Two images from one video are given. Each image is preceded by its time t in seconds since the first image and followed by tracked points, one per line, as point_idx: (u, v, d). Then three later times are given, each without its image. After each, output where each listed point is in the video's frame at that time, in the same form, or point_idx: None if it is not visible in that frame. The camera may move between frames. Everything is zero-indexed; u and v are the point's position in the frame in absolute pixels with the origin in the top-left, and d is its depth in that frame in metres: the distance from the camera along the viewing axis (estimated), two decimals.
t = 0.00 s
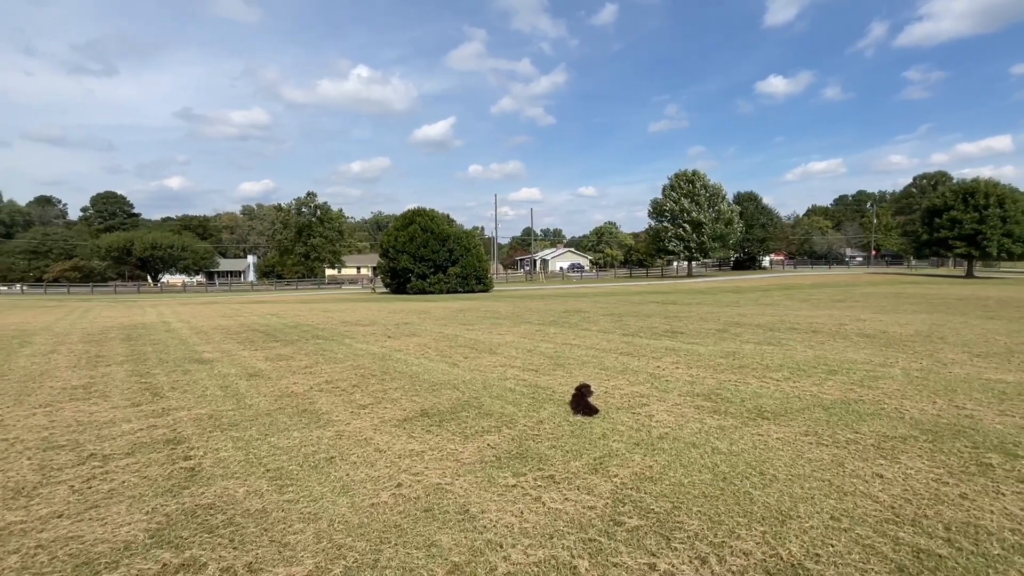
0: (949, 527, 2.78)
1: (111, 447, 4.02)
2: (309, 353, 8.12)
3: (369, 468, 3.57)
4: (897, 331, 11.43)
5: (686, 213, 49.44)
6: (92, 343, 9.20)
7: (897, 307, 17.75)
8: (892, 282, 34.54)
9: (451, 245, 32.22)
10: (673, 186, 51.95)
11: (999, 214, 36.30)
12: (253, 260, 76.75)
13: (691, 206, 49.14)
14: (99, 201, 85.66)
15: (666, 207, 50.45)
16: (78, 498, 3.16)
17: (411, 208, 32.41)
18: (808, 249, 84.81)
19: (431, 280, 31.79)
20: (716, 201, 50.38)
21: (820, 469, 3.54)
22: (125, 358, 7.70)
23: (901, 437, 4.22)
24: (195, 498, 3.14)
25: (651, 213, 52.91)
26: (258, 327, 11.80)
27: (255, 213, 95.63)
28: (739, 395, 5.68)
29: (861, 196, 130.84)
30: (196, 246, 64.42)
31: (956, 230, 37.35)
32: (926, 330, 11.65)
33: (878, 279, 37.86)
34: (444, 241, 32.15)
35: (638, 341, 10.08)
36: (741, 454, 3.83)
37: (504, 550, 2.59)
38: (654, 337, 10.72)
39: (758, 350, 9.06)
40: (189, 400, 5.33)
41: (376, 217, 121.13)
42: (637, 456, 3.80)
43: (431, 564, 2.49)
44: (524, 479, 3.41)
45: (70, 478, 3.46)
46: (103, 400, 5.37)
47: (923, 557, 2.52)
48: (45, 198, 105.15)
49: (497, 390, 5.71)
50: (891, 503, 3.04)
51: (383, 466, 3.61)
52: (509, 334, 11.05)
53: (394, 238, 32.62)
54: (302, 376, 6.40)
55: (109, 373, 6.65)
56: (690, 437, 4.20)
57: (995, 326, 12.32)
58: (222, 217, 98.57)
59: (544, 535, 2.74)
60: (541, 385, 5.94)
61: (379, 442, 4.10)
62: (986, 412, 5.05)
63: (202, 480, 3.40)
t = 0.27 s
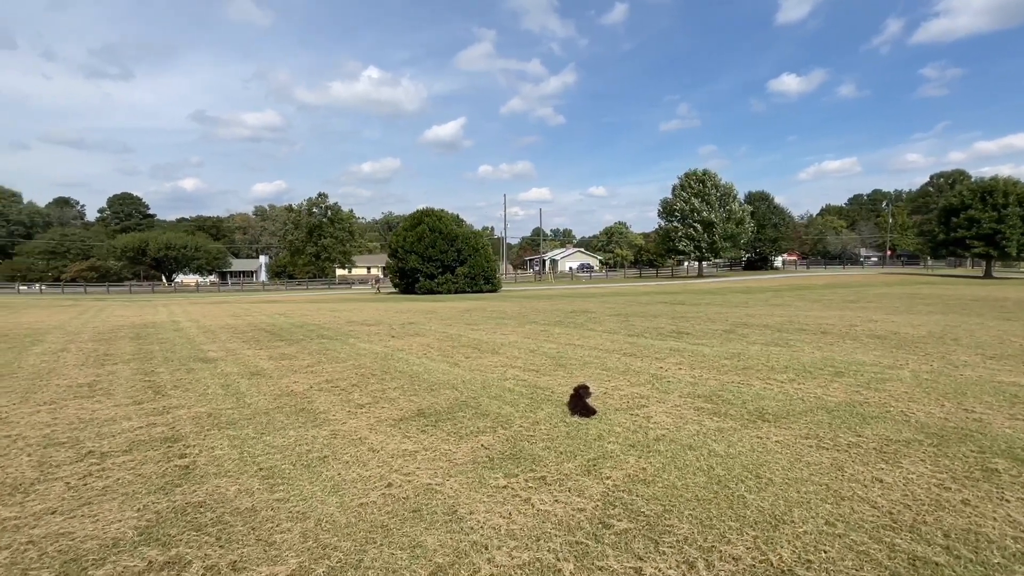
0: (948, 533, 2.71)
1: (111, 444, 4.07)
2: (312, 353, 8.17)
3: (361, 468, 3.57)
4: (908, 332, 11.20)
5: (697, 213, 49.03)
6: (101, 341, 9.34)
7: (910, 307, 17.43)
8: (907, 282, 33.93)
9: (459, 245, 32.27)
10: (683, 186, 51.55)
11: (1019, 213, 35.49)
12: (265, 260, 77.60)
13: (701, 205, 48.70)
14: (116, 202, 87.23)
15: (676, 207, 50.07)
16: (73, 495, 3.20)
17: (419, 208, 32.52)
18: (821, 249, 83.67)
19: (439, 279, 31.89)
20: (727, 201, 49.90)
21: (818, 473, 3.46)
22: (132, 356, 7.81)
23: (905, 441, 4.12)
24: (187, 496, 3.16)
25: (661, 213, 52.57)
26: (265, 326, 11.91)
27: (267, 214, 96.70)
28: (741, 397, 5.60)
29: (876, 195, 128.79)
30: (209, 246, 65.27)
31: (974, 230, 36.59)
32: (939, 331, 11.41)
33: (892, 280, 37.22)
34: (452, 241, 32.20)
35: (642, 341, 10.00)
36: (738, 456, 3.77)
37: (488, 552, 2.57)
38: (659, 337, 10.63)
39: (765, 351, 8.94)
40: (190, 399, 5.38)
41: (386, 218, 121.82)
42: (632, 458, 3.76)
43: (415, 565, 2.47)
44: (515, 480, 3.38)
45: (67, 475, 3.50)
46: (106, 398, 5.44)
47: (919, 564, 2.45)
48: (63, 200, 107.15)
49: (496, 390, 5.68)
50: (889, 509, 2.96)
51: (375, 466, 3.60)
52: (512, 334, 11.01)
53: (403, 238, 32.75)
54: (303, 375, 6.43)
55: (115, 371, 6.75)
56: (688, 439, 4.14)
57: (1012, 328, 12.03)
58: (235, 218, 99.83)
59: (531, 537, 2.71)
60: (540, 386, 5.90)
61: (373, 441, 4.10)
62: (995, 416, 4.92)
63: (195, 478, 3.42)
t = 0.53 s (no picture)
0: (941, 536, 2.66)
1: (115, 439, 4.17)
2: (317, 352, 8.27)
3: (355, 464, 3.61)
4: (922, 333, 10.98)
5: (709, 213, 48.55)
6: (114, 339, 9.57)
7: (926, 308, 17.07)
8: (925, 283, 33.24)
9: (469, 245, 32.37)
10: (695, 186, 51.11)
11: None
12: (279, 260, 78.62)
13: (714, 205, 48.22)
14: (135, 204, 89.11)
15: (688, 207, 49.65)
16: (74, 488, 3.28)
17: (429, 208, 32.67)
18: (837, 249, 82.32)
19: (449, 280, 32.02)
20: (740, 200, 49.35)
21: (813, 475, 3.42)
22: (143, 354, 7.98)
23: (906, 443, 4.05)
24: (183, 489, 3.23)
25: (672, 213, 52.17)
26: (274, 325, 12.08)
27: (281, 214, 97.95)
28: (742, 398, 5.54)
29: (895, 195, 126.35)
30: (225, 246, 66.31)
31: (996, 230, 35.69)
32: (954, 333, 11.15)
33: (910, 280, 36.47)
34: (462, 241, 32.31)
35: (648, 341, 9.94)
36: (733, 457, 3.73)
37: (473, 549, 2.58)
38: (665, 337, 10.55)
39: (772, 352, 8.82)
40: (195, 395, 5.48)
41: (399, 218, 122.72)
42: (625, 458, 3.75)
43: (399, 559, 2.50)
44: (505, 478, 3.39)
45: (71, 468, 3.60)
46: (115, 394, 5.58)
47: (908, 568, 2.41)
48: (84, 202, 109.52)
49: (495, 389, 5.70)
50: (883, 512, 2.91)
51: (369, 463, 3.64)
52: (518, 334, 11.01)
53: (413, 238, 32.94)
54: (306, 373, 6.51)
55: (125, 368, 6.90)
56: (683, 438, 4.12)
57: None
58: (250, 219, 101.30)
59: (516, 535, 2.72)
60: (539, 385, 5.90)
61: (369, 438, 4.14)
62: (1003, 419, 4.81)
63: (193, 473, 3.48)
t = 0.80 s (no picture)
0: (935, 545, 2.61)
1: (120, 436, 4.28)
2: (324, 351, 8.37)
3: (350, 464, 3.65)
4: (939, 336, 10.71)
5: (723, 212, 47.98)
6: (129, 338, 9.80)
7: (945, 310, 16.64)
8: (947, 284, 32.44)
9: (480, 246, 32.45)
10: (709, 185, 50.55)
11: None
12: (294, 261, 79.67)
13: (728, 205, 47.64)
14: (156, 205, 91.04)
15: (702, 207, 49.14)
16: (77, 483, 3.38)
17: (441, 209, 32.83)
18: (856, 249, 80.73)
19: (460, 280, 32.13)
20: (755, 200, 48.67)
21: (808, 479, 3.37)
22: (155, 353, 8.15)
23: (909, 449, 3.97)
24: (181, 486, 3.30)
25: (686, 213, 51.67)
26: (285, 325, 12.25)
27: (297, 215, 99.21)
28: (745, 400, 5.47)
29: (916, 194, 123.41)
30: (242, 247, 67.38)
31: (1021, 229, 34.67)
32: (972, 336, 10.87)
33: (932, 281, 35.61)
34: (473, 242, 32.40)
35: (655, 343, 9.87)
36: (729, 461, 3.69)
37: (457, 549, 2.59)
38: (673, 339, 10.47)
39: (781, 354, 8.69)
40: (201, 394, 5.59)
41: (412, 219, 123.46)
42: (619, 460, 3.74)
43: (384, 559, 2.53)
44: (497, 480, 3.40)
45: (75, 464, 3.69)
46: (124, 391, 5.72)
47: None
48: (107, 203, 112.04)
49: (496, 390, 5.71)
50: (876, 519, 2.87)
51: (363, 462, 3.68)
52: (524, 334, 11.00)
53: (425, 239, 33.11)
54: (311, 373, 6.60)
55: (137, 367, 7.06)
56: (679, 442, 4.08)
57: None
58: (266, 220, 102.79)
59: (502, 536, 2.73)
60: (540, 386, 5.90)
61: (366, 438, 4.18)
62: (1014, 425, 4.67)
63: (192, 470, 3.56)
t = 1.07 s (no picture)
0: (938, 554, 2.52)
1: (127, 432, 4.35)
2: (332, 351, 8.44)
3: (347, 463, 3.66)
4: (959, 338, 10.41)
5: (739, 212, 47.34)
6: (144, 336, 10.00)
7: (968, 312, 16.18)
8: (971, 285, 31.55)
9: (492, 246, 32.49)
10: (724, 184, 49.93)
11: None
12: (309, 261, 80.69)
13: (744, 204, 46.96)
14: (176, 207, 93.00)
15: (717, 206, 48.55)
16: (81, 478, 3.44)
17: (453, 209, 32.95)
18: (877, 249, 78.98)
19: (472, 280, 32.20)
20: (772, 199, 47.93)
21: (810, 484, 3.29)
22: (168, 351, 8.31)
23: (918, 454, 3.85)
24: (180, 483, 3.34)
25: (701, 213, 51.10)
26: (296, 324, 12.39)
27: (313, 216, 100.49)
28: (751, 403, 5.37)
29: (940, 192, 120.31)
30: (259, 248, 68.45)
31: None
32: (995, 338, 10.54)
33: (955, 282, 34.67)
34: (485, 242, 32.45)
35: (664, 344, 9.76)
36: (729, 465, 3.62)
37: (446, 550, 2.58)
38: (683, 340, 10.34)
39: (792, 356, 8.52)
40: (208, 392, 5.68)
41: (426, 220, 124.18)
42: (617, 463, 3.69)
43: (372, 558, 2.52)
44: (492, 480, 3.38)
45: (80, 459, 3.77)
46: (134, 389, 5.83)
47: None
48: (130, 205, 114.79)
49: (498, 390, 5.69)
50: (879, 526, 2.78)
51: (360, 461, 3.69)
52: (532, 334, 10.95)
53: (437, 239, 33.26)
54: (316, 372, 6.66)
55: (149, 364, 7.20)
56: (680, 444, 4.02)
57: None
58: (283, 221, 104.33)
59: (492, 537, 2.71)
60: (543, 387, 5.87)
61: (364, 438, 4.19)
62: None
63: (192, 467, 3.61)
